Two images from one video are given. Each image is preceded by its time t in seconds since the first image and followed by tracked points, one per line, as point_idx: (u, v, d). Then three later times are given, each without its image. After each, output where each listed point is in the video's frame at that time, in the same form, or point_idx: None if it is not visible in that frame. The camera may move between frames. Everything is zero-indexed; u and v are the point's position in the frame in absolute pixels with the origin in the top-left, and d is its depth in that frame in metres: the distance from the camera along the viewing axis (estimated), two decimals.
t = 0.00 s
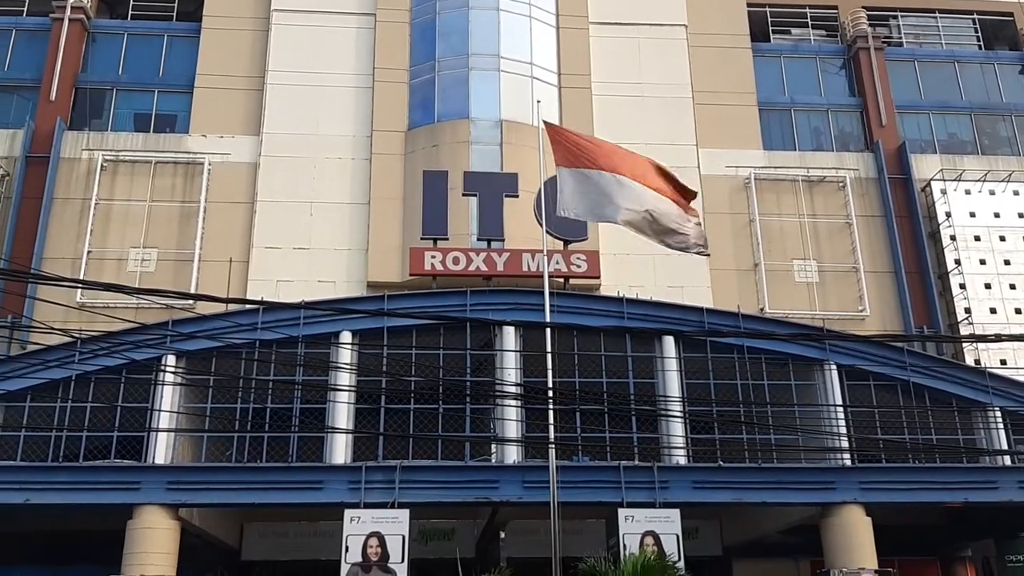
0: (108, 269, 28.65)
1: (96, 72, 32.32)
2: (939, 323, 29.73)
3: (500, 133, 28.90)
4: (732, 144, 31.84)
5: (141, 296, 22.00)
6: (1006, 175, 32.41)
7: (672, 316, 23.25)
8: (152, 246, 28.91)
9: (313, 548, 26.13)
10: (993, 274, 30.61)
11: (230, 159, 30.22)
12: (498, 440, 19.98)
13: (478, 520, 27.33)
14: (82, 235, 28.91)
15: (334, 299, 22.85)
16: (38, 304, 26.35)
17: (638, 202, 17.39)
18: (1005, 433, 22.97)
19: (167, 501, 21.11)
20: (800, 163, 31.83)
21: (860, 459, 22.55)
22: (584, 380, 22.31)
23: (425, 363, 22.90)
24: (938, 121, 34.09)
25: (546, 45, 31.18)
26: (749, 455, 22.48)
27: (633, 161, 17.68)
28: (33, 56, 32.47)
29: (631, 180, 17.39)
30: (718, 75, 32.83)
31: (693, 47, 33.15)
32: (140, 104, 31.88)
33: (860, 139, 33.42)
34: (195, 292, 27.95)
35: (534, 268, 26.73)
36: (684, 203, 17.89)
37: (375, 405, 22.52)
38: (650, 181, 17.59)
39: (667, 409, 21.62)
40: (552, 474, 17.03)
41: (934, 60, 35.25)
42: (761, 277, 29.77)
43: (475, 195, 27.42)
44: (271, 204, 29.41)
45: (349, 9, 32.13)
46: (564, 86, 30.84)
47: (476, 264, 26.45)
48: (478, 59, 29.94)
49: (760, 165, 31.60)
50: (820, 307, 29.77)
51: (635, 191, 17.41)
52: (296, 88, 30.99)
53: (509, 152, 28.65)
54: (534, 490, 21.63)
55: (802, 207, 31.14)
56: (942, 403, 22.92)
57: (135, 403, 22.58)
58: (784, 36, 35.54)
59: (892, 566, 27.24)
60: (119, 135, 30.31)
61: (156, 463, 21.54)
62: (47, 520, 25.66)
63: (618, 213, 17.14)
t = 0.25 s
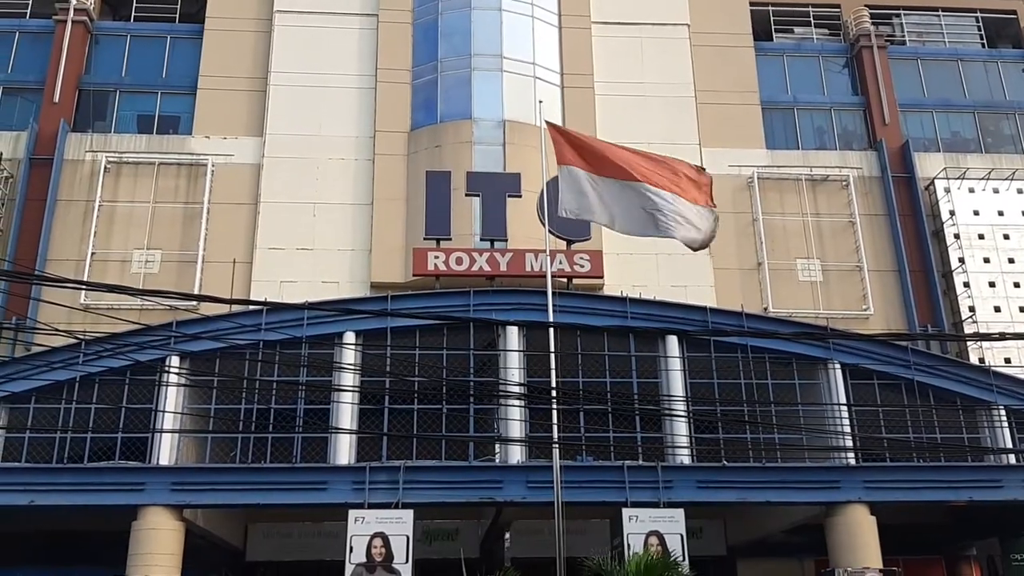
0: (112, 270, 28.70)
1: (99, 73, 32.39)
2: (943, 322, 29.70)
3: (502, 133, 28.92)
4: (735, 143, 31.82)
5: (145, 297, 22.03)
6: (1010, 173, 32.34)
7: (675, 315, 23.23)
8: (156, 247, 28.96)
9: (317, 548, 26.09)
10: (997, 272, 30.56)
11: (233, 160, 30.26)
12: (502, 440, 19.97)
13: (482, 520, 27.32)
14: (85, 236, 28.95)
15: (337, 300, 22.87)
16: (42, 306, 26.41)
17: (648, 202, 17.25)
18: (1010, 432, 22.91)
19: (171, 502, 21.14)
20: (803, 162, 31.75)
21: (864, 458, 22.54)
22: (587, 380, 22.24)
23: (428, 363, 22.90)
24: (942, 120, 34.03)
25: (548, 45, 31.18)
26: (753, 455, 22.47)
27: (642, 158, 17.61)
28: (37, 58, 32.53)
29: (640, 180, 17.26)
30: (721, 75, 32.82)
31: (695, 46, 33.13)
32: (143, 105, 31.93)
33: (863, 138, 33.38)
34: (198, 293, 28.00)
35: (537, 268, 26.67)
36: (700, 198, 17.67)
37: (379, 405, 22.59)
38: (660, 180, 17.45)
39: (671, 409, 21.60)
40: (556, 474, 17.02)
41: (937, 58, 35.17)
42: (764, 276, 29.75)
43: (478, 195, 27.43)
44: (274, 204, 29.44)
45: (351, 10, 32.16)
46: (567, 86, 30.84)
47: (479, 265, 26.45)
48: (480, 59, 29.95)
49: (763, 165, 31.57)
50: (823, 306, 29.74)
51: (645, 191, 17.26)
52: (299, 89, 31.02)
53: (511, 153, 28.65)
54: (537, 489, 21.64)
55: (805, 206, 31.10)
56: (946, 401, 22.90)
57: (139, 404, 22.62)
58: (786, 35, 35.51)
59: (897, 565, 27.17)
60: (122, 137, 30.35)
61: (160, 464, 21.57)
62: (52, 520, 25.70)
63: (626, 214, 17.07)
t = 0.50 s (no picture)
0: (115, 270, 28.73)
1: (101, 74, 32.42)
2: (946, 322, 29.67)
3: (504, 133, 28.93)
4: (737, 143, 31.81)
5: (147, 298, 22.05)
6: (1013, 172, 32.29)
7: (678, 315, 23.22)
8: (158, 248, 28.98)
9: (319, 549, 26.12)
10: (1000, 271, 30.51)
11: (235, 161, 30.28)
12: (505, 440, 19.96)
13: (485, 520, 27.31)
14: (88, 237, 28.98)
15: (339, 300, 22.88)
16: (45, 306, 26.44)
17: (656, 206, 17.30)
18: (1013, 431, 22.86)
19: (174, 502, 21.16)
20: (806, 161, 31.75)
21: (867, 458, 22.50)
22: (590, 379, 22.26)
23: (431, 363, 22.90)
24: (944, 119, 34.00)
25: (550, 45, 31.18)
26: (755, 454, 22.47)
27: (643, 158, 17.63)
28: (39, 59, 32.56)
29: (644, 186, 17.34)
30: (722, 74, 32.80)
31: (697, 45, 33.11)
32: (145, 106, 31.96)
33: (866, 137, 33.37)
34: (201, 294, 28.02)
35: (539, 267, 26.56)
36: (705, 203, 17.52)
37: (382, 405, 22.57)
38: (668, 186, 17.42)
39: (673, 408, 21.59)
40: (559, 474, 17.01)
41: (940, 57, 35.14)
42: (767, 276, 29.73)
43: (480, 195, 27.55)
44: (276, 205, 29.46)
45: (353, 10, 32.18)
46: (568, 86, 30.84)
47: (481, 264, 26.40)
48: (482, 59, 29.95)
49: (765, 164, 31.56)
50: (826, 305, 29.71)
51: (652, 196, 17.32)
52: (301, 89, 31.03)
53: (513, 152, 28.66)
54: (540, 489, 21.64)
55: (808, 206, 31.07)
56: (949, 400, 22.87)
57: (142, 404, 22.64)
58: (788, 34, 35.49)
59: (900, 565, 27.16)
60: (125, 137, 30.38)
61: (163, 464, 21.59)
62: (55, 521, 25.73)
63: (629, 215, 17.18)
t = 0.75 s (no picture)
0: (116, 269, 28.73)
1: (102, 72, 32.41)
2: (947, 319, 29.66)
3: (505, 131, 28.91)
4: (737, 140, 31.79)
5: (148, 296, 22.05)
6: (1014, 168, 32.26)
7: (679, 312, 23.21)
8: (159, 246, 28.98)
9: (320, 546, 26.31)
10: (1001, 268, 30.46)
11: (236, 159, 30.29)
12: (505, 437, 19.95)
13: (486, 518, 27.35)
14: (89, 235, 28.97)
15: (340, 298, 22.87)
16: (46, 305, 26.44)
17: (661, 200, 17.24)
18: (1014, 427, 22.82)
19: (176, 500, 21.18)
20: (806, 158, 31.73)
21: (868, 455, 22.47)
22: (591, 376, 22.27)
23: (432, 361, 22.89)
24: (945, 115, 33.97)
25: (551, 42, 31.15)
26: (756, 452, 22.48)
27: (645, 155, 17.63)
28: (39, 58, 32.55)
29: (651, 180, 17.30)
30: (723, 71, 32.77)
31: (698, 43, 33.08)
32: (146, 104, 31.95)
33: (867, 134, 33.34)
34: (202, 291, 28.02)
35: (540, 265, 26.64)
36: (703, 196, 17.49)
37: (383, 402, 22.55)
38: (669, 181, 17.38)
39: (674, 405, 21.60)
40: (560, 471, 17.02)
41: (940, 54, 35.09)
42: (768, 273, 29.72)
43: (480, 192, 27.62)
44: (277, 203, 29.46)
45: (353, 8, 32.15)
46: (569, 83, 30.81)
47: (482, 262, 26.39)
48: (483, 57, 29.93)
49: (766, 161, 31.54)
50: (827, 302, 29.69)
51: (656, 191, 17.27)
52: (301, 87, 31.02)
53: (514, 150, 28.65)
54: (541, 487, 21.63)
55: (809, 203, 31.05)
56: (950, 398, 22.83)
57: (143, 402, 22.65)
58: (790, 31, 35.47)
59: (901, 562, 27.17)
60: (125, 136, 30.38)
61: (164, 462, 21.60)
62: (56, 519, 25.75)
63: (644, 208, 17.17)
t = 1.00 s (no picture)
0: (115, 261, 28.68)
1: (100, 65, 32.34)
2: (946, 312, 29.67)
3: (504, 124, 28.87)
4: (737, 133, 31.76)
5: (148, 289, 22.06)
6: (1014, 162, 32.23)
7: (679, 305, 23.23)
8: (158, 239, 28.94)
9: (320, 539, 26.28)
10: (1000, 262, 30.46)
11: (235, 152, 30.24)
12: (504, 429, 19.96)
13: (485, 511, 27.36)
14: (87, 228, 28.94)
15: (339, 291, 22.85)
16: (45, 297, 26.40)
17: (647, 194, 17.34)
18: (1013, 421, 22.85)
19: (175, 493, 21.20)
20: (806, 152, 31.75)
21: (867, 448, 22.48)
22: (590, 369, 22.36)
23: (431, 354, 22.90)
24: (945, 109, 33.93)
25: (550, 35, 31.09)
26: (755, 445, 22.51)
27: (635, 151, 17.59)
28: (38, 50, 32.48)
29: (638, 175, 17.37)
30: (722, 64, 32.72)
31: (697, 35, 33.02)
32: (145, 97, 31.88)
33: (866, 127, 33.31)
34: (201, 284, 28.00)
35: (539, 259, 26.58)
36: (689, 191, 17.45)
37: (382, 396, 22.56)
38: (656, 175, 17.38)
39: (673, 398, 21.63)
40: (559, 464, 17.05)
41: (940, 47, 35.04)
42: (767, 267, 29.71)
43: (480, 186, 27.66)
44: (276, 196, 29.42)
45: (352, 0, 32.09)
46: (568, 76, 30.75)
47: (481, 255, 26.36)
48: (482, 49, 29.87)
49: (765, 154, 31.52)
50: (826, 296, 29.70)
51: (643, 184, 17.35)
52: (300, 80, 30.95)
53: (513, 143, 28.63)
54: (540, 480, 21.66)
55: (808, 196, 31.05)
56: (949, 391, 22.84)
57: (143, 395, 22.66)
58: (789, 24, 35.52)
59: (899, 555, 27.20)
60: (124, 129, 30.33)
61: (163, 455, 21.61)
62: (56, 511, 25.78)
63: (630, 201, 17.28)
